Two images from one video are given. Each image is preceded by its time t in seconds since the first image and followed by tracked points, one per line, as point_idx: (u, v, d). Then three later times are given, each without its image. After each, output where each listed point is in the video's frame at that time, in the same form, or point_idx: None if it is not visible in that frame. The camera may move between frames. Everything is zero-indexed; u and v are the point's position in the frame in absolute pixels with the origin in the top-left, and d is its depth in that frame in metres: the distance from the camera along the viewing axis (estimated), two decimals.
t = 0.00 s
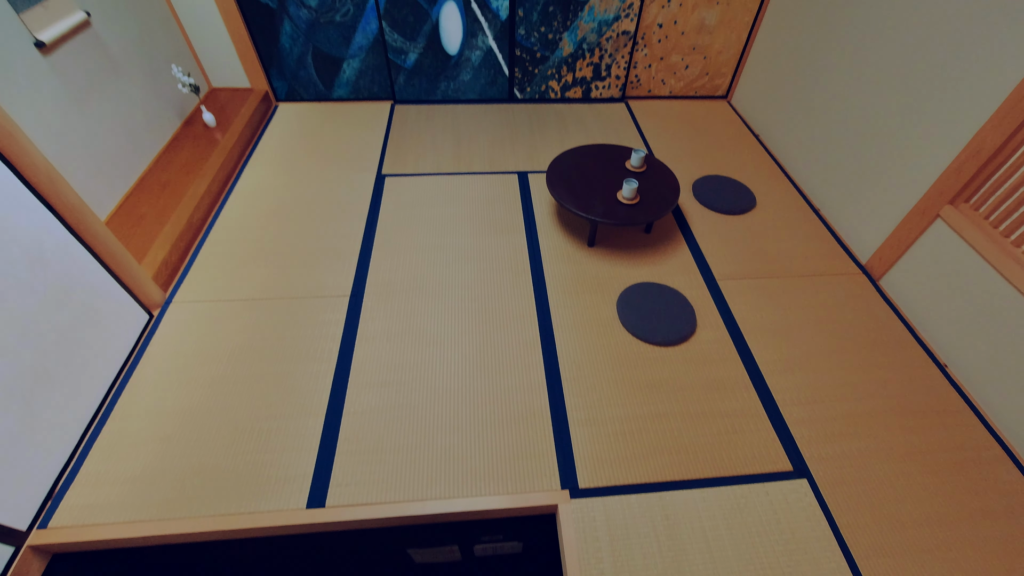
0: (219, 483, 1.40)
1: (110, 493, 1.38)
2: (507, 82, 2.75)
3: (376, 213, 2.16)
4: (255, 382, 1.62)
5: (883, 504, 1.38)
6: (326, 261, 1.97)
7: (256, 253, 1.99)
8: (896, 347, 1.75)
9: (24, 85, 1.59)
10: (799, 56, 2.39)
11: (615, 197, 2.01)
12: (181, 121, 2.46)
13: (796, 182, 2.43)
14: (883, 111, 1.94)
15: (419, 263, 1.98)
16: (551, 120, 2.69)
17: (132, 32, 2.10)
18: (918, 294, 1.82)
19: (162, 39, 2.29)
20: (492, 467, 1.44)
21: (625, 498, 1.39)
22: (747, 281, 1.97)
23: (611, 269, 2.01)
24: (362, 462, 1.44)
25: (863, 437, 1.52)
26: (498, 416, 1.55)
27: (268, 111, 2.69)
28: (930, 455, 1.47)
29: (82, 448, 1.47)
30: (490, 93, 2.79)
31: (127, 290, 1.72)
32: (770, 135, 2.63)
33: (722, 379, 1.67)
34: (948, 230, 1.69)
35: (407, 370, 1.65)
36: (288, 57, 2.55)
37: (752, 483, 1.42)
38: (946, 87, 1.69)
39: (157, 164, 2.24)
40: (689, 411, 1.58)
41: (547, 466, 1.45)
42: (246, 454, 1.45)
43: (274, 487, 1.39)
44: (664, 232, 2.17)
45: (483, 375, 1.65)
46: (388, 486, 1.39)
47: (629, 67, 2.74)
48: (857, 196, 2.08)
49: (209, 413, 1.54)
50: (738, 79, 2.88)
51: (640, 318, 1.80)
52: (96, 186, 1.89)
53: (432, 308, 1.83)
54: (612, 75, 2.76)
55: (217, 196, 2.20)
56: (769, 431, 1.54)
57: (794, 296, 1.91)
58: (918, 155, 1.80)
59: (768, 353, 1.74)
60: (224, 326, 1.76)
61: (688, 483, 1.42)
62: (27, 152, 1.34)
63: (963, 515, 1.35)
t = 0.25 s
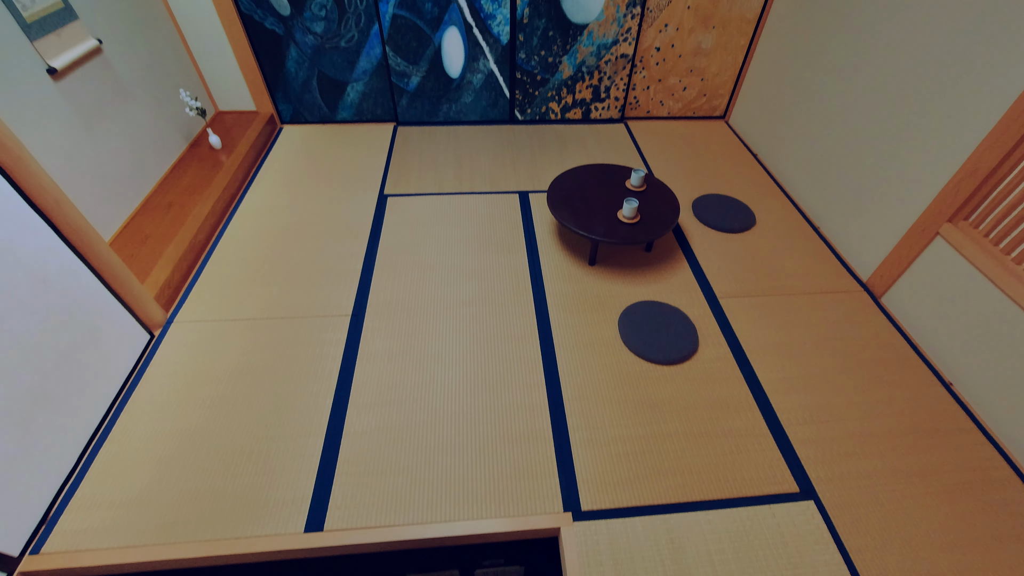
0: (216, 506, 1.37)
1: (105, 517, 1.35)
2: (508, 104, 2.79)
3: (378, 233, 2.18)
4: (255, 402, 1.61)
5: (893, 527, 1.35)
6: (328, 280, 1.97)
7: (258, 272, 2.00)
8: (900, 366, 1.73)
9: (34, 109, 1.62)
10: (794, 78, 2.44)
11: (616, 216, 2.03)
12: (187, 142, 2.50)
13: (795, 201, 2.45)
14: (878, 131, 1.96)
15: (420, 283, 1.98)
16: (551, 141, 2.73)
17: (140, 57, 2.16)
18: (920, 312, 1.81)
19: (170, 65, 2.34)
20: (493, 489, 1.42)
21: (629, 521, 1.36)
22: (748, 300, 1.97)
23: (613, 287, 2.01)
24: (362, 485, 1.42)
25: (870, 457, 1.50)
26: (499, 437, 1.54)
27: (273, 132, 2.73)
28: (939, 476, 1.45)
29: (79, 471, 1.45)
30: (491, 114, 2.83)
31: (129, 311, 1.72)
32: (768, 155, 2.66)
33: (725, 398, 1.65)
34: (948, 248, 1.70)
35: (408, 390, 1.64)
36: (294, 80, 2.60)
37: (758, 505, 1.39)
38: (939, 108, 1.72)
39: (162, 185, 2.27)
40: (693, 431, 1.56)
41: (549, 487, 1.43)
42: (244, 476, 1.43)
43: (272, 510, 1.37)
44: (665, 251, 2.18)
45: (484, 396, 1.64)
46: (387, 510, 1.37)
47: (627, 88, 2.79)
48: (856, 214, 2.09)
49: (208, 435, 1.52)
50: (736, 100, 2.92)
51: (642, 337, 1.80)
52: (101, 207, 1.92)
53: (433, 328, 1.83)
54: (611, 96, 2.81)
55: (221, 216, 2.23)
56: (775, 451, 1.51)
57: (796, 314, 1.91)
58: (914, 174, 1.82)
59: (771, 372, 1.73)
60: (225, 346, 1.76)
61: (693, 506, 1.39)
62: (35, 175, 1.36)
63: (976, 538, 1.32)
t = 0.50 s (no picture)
0: (209, 523, 1.35)
1: (97, 534, 1.33)
2: (507, 119, 2.82)
3: (377, 246, 2.18)
4: (251, 417, 1.59)
5: (895, 544, 1.33)
6: (326, 294, 1.98)
7: (257, 285, 2.00)
8: (899, 380, 1.73)
9: (37, 124, 1.64)
10: (788, 95, 2.47)
11: (614, 230, 2.04)
12: (189, 156, 2.51)
13: (792, 215, 2.46)
14: (872, 147, 1.98)
15: (418, 296, 1.98)
16: (549, 155, 2.75)
17: (143, 73, 2.18)
18: (918, 326, 1.82)
19: (173, 80, 2.37)
20: (491, 505, 1.41)
21: (629, 538, 1.34)
22: (746, 313, 1.97)
23: (611, 301, 2.01)
24: (358, 501, 1.40)
25: (871, 473, 1.49)
26: (497, 452, 1.52)
27: (274, 147, 2.76)
28: (940, 491, 1.44)
29: (70, 486, 1.44)
30: (490, 129, 2.86)
31: (126, 324, 1.72)
32: (764, 169, 2.69)
33: (724, 413, 1.64)
34: (944, 262, 1.71)
35: (405, 405, 1.63)
36: (295, 96, 2.63)
37: (758, 521, 1.38)
38: (931, 125, 1.74)
39: (163, 199, 2.28)
40: (692, 446, 1.55)
41: (547, 503, 1.41)
42: (239, 492, 1.41)
43: (266, 527, 1.35)
44: (663, 265, 2.19)
45: (482, 410, 1.63)
46: (384, 527, 1.35)
47: (625, 104, 2.82)
48: (852, 229, 2.11)
49: (203, 450, 1.51)
50: (731, 116, 2.96)
51: (640, 351, 1.79)
52: (101, 221, 1.92)
53: (431, 341, 1.83)
54: (609, 112, 2.85)
55: (221, 229, 2.24)
56: (775, 467, 1.50)
57: (794, 328, 1.91)
58: (909, 189, 1.83)
59: (770, 386, 1.72)
60: (222, 360, 1.75)
61: (693, 522, 1.38)
62: (36, 190, 1.37)
63: (979, 555, 1.31)
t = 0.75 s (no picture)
0: (201, 545, 1.32)
1: (86, 556, 1.30)
2: (507, 137, 2.85)
3: (376, 263, 2.19)
4: (247, 435, 1.57)
5: (902, 567, 1.31)
6: (325, 310, 1.97)
7: (256, 302, 2.00)
8: (901, 398, 1.72)
9: (41, 141, 1.65)
10: (783, 115, 2.51)
11: (613, 248, 2.04)
12: (191, 174, 2.53)
13: (790, 233, 2.48)
14: (867, 166, 2.01)
15: (418, 313, 1.98)
16: (549, 173, 2.78)
17: (148, 91, 2.21)
18: (919, 343, 1.81)
19: (178, 99, 2.40)
20: (490, 526, 1.38)
21: (630, 561, 1.32)
22: (746, 330, 1.97)
23: (610, 318, 2.01)
24: (354, 522, 1.38)
25: (875, 493, 1.46)
26: (496, 471, 1.50)
27: (276, 164, 2.78)
28: (946, 513, 1.41)
29: (61, 505, 1.41)
30: (490, 147, 2.90)
31: (123, 340, 1.71)
32: (762, 188, 2.71)
33: (726, 432, 1.63)
34: (943, 280, 1.71)
35: (404, 423, 1.61)
36: (298, 114, 2.66)
37: (762, 543, 1.35)
38: (925, 145, 1.76)
39: (164, 215, 2.29)
40: (693, 466, 1.53)
41: (547, 525, 1.39)
42: (233, 513, 1.39)
43: (260, 549, 1.32)
44: (662, 282, 2.19)
45: (481, 429, 1.61)
46: (380, 549, 1.32)
47: (623, 123, 2.86)
48: (850, 247, 2.12)
49: (198, 469, 1.49)
50: (728, 135, 3.00)
51: (641, 369, 1.78)
52: (102, 237, 1.93)
53: (430, 359, 1.82)
54: (607, 131, 2.88)
55: (221, 245, 2.24)
56: (778, 487, 1.48)
57: (794, 346, 1.90)
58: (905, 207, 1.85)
59: (772, 405, 1.71)
60: (219, 376, 1.74)
61: (696, 544, 1.35)
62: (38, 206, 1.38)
63: None
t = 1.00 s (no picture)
0: (200, 565, 1.30)
1: None
2: (510, 154, 2.88)
3: (381, 278, 2.20)
4: (249, 453, 1.56)
5: None
6: (329, 327, 1.97)
7: (260, 318, 2.00)
8: (911, 414, 1.69)
9: (52, 160, 1.68)
10: (784, 130, 2.53)
11: (617, 263, 2.04)
12: (198, 191, 2.56)
13: (794, 248, 2.47)
14: (869, 180, 2.01)
15: (421, 329, 1.98)
16: (551, 189, 2.80)
17: (158, 111, 2.26)
18: (927, 358, 1.79)
19: (187, 118, 2.45)
20: (494, 546, 1.35)
21: None
22: (751, 345, 1.95)
23: (615, 334, 2.00)
24: (356, 542, 1.35)
25: (887, 512, 1.43)
26: (500, 489, 1.48)
27: (282, 181, 2.81)
28: (961, 532, 1.38)
29: (61, 525, 1.39)
30: (493, 164, 2.92)
31: (128, 357, 1.71)
32: (764, 202, 2.72)
33: (733, 448, 1.60)
34: (950, 294, 1.70)
35: (407, 441, 1.60)
36: (304, 132, 2.70)
37: (773, 564, 1.32)
38: (926, 160, 1.77)
39: (170, 232, 2.31)
40: (701, 484, 1.51)
41: (552, 544, 1.36)
42: (233, 532, 1.37)
43: (260, 569, 1.30)
44: (666, 297, 2.19)
45: (485, 446, 1.59)
46: (382, 570, 1.30)
47: (625, 139, 2.89)
48: (854, 261, 2.11)
49: (199, 487, 1.47)
50: (730, 150, 3.01)
51: (646, 385, 1.77)
52: (109, 254, 1.94)
53: (434, 375, 1.81)
54: (610, 147, 2.91)
55: (227, 262, 2.26)
56: (787, 505, 1.45)
57: (801, 361, 1.89)
58: (909, 221, 1.85)
59: (779, 421, 1.68)
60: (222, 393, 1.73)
61: (704, 565, 1.32)
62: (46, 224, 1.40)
63: None
